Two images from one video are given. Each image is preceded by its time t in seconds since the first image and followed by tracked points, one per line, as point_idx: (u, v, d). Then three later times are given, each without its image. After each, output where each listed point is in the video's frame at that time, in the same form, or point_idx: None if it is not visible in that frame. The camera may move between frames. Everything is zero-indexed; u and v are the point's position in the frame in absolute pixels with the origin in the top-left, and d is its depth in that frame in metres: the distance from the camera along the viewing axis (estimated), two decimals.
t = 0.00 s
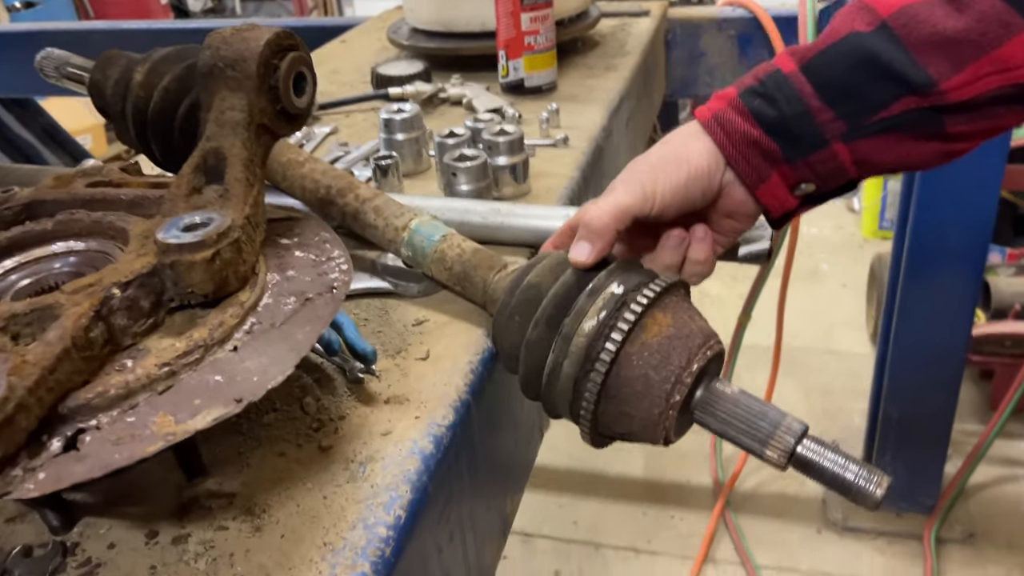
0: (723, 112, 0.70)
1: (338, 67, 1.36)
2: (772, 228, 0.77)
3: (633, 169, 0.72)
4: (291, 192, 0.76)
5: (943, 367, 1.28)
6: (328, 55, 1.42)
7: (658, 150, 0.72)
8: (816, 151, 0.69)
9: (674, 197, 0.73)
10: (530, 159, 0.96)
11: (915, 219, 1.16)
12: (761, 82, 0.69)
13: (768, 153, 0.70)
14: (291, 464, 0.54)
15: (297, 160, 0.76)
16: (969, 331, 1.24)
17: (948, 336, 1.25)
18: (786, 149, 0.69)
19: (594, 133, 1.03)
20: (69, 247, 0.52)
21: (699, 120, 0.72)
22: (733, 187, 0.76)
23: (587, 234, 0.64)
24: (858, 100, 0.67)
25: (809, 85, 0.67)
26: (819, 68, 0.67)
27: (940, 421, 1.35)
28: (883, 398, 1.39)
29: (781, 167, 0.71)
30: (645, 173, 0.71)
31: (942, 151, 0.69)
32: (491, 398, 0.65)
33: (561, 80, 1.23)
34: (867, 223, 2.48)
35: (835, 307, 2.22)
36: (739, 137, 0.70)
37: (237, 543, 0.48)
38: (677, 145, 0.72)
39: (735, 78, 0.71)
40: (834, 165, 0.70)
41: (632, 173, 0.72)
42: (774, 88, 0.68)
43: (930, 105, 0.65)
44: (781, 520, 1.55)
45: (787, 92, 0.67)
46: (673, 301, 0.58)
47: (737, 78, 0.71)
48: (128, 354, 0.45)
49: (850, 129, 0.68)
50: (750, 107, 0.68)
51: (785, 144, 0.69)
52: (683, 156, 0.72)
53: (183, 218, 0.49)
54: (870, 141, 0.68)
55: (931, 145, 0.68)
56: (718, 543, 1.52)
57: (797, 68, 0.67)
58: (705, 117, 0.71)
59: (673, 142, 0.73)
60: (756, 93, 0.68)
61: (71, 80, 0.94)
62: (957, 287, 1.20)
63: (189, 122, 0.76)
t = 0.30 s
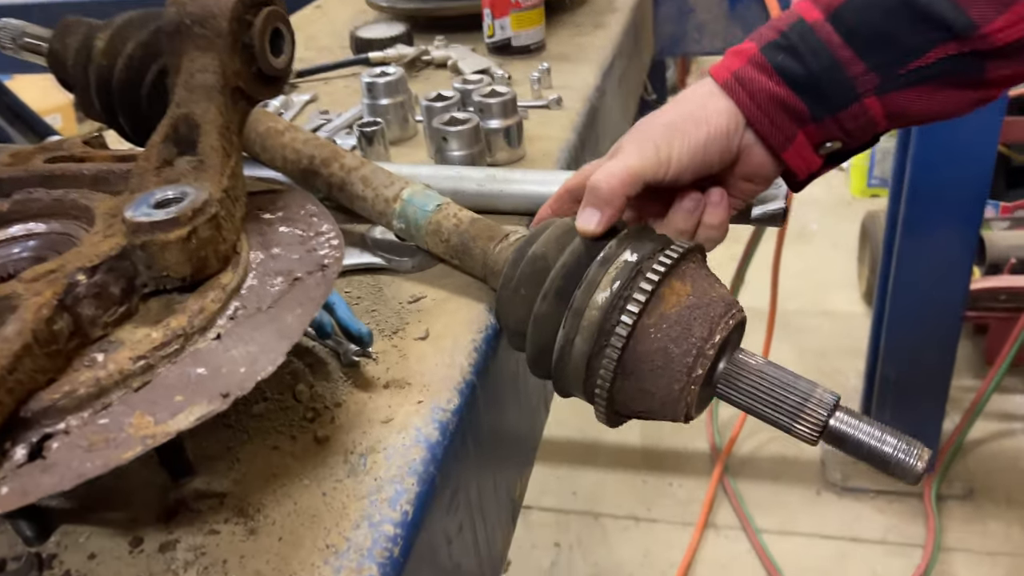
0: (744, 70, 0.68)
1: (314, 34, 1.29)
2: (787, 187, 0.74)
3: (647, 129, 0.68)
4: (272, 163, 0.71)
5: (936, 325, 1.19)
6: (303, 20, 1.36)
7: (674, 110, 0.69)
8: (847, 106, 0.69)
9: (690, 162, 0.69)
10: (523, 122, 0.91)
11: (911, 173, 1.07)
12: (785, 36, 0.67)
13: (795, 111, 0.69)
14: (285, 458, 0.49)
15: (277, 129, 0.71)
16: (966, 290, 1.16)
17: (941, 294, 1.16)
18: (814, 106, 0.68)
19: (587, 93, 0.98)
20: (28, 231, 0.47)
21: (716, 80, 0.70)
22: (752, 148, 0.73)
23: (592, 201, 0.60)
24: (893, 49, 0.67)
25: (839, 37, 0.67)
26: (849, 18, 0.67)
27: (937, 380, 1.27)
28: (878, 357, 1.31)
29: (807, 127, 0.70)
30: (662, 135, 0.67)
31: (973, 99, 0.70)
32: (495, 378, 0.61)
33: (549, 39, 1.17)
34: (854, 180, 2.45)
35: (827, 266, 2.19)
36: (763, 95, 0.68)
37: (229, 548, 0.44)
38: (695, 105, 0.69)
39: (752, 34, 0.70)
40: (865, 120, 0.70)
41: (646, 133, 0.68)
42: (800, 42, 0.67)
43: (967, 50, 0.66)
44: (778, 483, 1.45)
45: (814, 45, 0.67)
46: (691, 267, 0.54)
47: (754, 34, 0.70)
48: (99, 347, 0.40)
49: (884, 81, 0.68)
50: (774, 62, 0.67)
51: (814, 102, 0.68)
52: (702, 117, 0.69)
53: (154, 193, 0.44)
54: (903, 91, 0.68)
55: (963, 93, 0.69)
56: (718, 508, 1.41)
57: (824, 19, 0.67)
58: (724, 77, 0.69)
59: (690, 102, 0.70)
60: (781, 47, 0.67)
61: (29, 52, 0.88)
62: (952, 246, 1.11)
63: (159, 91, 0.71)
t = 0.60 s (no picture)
0: (744, 45, 0.64)
1: (289, 19, 1.25)
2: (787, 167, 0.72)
3: (646, 115, 0.65)
4: (248, 157, 0.67)
5: (924, 303, 1.16)
6: (276, 4, 1.31)
7: (673, 94, 0.66)
8: (851, 80, 0.66)
9: (693, 146, 0.66)
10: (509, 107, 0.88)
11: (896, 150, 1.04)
12: (785, 8, 0.64)
13: (798, 86, 0.65)
14: (274, 476, 0.46)
15: (253, 122, 0.67)
16: (955, 267, 1.13)
17: (928, 272, 1.13)
18: (817, 80, 0.65)
19: (574, 76, 0.95)
20: None
21: (715, 56, 0.66)
22: (756, 126, 0.70)
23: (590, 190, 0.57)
24: (898, 20, 0.64)
25: (843, 8, 0.63)
26: None
27: (927, 358, 1.24)
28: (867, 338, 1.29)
29: (810, 103, 0.67)
30: (662, 121, 0.64)
31: (977, 71, 0.67)
32: (492, 380, 0.58)
33: (532, 21, 1.13)
34: (835, 157, 2.43)
35: (811, 244, 2.17)
36: (764, 71, 0.65)
37: None
38: (694, 87, 0.66)
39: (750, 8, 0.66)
40: (868, 94, 0.67)
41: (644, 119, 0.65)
42: (802, 14, 0.64)
43: (975, 22, 0.63)
44: (767, 465, 1.42)
45: (817, 17, 0.63)
46: (697, 261, 0.51)
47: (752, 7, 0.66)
48: (66, 369, 0.37)
49: (888, 53, 0.65)
50: (775, 36, 0.64)
51: (817, 77, 0.65)
52: (704, 100, 0.65)
53: (122, 198, 0.40)
54: (907, 64, 0.65)
55: (967, 65, 0.66)
56: (708, 492, 1.39)
57: None
58: (723, 52, 0.65)
59: (690, 83, 0.66)
60: (783, 20, 0.64)
61: None
62: (940, 224, 1.09)
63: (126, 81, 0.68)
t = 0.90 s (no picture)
0: (737, 33, 0.64)
1: (276, 13, 1.23)
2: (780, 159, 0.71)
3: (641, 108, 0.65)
4: (239, 155, 0.67)
5: (915, 290, 1.16)
6: None
7: (667, 84, 0.65)
8: (844, 70, 0.66)
9: (689, 137, 0.66)
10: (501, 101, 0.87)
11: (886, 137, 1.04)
12: None
13: (790, 75, 0.65)
14: (271, 481, 0.46)
15: (243, 119, 0.66)
16: (945, 255, 1.13)
17: (918, 259, 1.13)
18: (810, 69, 0.65)
19: (565, 68, 0.95)
20: None
21: (706, 46, 0.66)
22: (750, 114, 0.69)
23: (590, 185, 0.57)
24: (890, 10, 0.64)
25: None
26: None
27: (917, 346, 1.24)
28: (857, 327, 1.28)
29: (802, 92, 0.66)
30: (657, 113, 0.64)
31: (967, 64, 0.67)
32: (489, 379, 0.58)
33: (522, 13, 1.13)
34: (824, 145, 2.43)
35: (802, 233, 2.17)
36: (756, 60, 0.65)
37: None
38: (688, 77, 0.65)
39: None
40: (861, 85, 0.67)
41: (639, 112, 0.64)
42: (795, 4, 0.64)
43: (964, 11, 0.64)
44: (761, 454, 1.42)
45: (810, 6, 0.64)
46: (695, 256, 0.51)
47: None
48: (59, 377, 0.36)
49: (880, 43, 0.65)
50: (767, 24, 0.64)
51: (809, 65, 0.65)
52: (698, 89, 0.65)
53: (113, 202, 0.39)
54: (900, 55, 0.66)
55: (958, 58, 0.67)
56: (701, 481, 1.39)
57: None
58: (715, 41, 0.65)
59: (682, 73, 0.66)
60: (776, 9, 0.64)
61: None
62: (931, 212, 1.08)
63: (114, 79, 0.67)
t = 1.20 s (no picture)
0: (751, 37, 0.64)
1: (275, 18, 1.23)
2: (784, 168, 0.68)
3: (656, 119, 0.64)
4: (240, 168, 0.66)
5: (916, 296, 1.16)
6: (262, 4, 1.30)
7: (683, 94, 0.64)
8: (854, 78, 0.65)
9: (709, 151, 0.65)
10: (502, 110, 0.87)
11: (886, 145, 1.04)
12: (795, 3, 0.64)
13: (802, 82, 0.65)
14: (273, 500, 0.46)
15: (244, 132, 0.66)
16: (945, 261, 1.13)
17: (920, 265, 1.13)
18: (821, 76, 0.65)
19: (566, 77, 0.95)
20: None
21: (719, 48, 0.66)
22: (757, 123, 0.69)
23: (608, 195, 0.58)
24: (907, 18, 0.63)
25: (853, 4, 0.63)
26: None
27: (918, 350, 1.24)
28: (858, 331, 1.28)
29: (813, 98, 0.66)
30: (669, 122, 0.63)
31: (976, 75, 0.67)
32: (490, 394, 0.58)
33: (523, 20, 1.13)
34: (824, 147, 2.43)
35: (802, 236, 2.17)
36: (771, 66, 0.64)
37: None
38: (703, 88, 0.64)
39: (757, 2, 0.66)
40: (869, 93, 0.66)
41: (654, 124, 0.63)
42: (812, 10, 0.63)
43: (982, 25, 0.63)
44: (760, 458, 1.42)
45: (827, 12, 0.63)
46: (698, 274, 0.51)
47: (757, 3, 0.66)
48: (60, 403, 0.36)
49: (893, 52, 0.64)
50: (783, 29, 0.63)
51: (821, 70, 0.65)
52: (712, 102, 0.64)
53: (115, 225, 0.39)
54: (911, 64, 0.65)
55: (967, 69, 0.66)
56: (701, 485, 1.39)
57: None
58: (728, 45, 0.65)
59: (697, 83, 0.65)
60: (792, 14, 0.63)
61: None
62: (931, 217, 1.08)
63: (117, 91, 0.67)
